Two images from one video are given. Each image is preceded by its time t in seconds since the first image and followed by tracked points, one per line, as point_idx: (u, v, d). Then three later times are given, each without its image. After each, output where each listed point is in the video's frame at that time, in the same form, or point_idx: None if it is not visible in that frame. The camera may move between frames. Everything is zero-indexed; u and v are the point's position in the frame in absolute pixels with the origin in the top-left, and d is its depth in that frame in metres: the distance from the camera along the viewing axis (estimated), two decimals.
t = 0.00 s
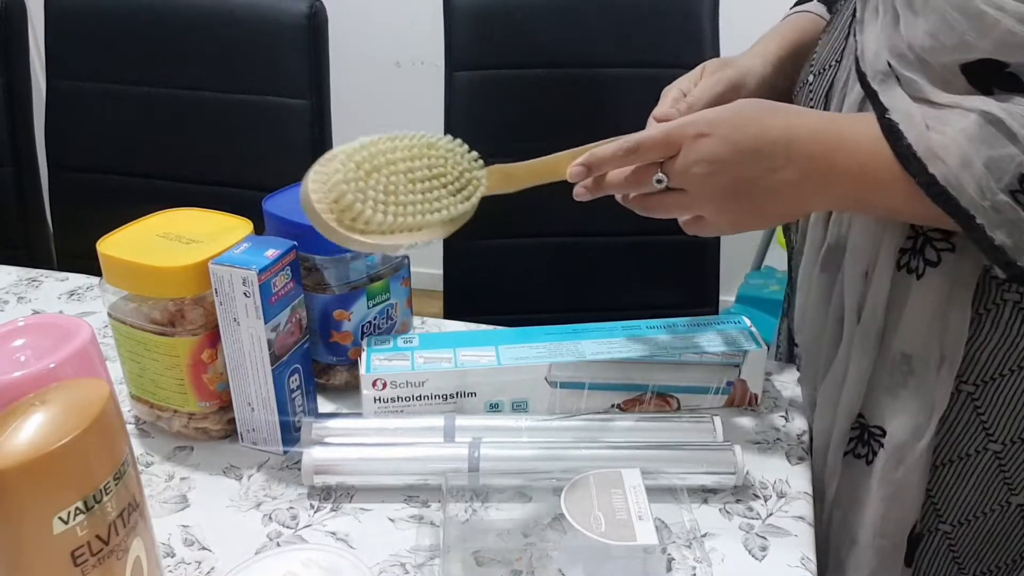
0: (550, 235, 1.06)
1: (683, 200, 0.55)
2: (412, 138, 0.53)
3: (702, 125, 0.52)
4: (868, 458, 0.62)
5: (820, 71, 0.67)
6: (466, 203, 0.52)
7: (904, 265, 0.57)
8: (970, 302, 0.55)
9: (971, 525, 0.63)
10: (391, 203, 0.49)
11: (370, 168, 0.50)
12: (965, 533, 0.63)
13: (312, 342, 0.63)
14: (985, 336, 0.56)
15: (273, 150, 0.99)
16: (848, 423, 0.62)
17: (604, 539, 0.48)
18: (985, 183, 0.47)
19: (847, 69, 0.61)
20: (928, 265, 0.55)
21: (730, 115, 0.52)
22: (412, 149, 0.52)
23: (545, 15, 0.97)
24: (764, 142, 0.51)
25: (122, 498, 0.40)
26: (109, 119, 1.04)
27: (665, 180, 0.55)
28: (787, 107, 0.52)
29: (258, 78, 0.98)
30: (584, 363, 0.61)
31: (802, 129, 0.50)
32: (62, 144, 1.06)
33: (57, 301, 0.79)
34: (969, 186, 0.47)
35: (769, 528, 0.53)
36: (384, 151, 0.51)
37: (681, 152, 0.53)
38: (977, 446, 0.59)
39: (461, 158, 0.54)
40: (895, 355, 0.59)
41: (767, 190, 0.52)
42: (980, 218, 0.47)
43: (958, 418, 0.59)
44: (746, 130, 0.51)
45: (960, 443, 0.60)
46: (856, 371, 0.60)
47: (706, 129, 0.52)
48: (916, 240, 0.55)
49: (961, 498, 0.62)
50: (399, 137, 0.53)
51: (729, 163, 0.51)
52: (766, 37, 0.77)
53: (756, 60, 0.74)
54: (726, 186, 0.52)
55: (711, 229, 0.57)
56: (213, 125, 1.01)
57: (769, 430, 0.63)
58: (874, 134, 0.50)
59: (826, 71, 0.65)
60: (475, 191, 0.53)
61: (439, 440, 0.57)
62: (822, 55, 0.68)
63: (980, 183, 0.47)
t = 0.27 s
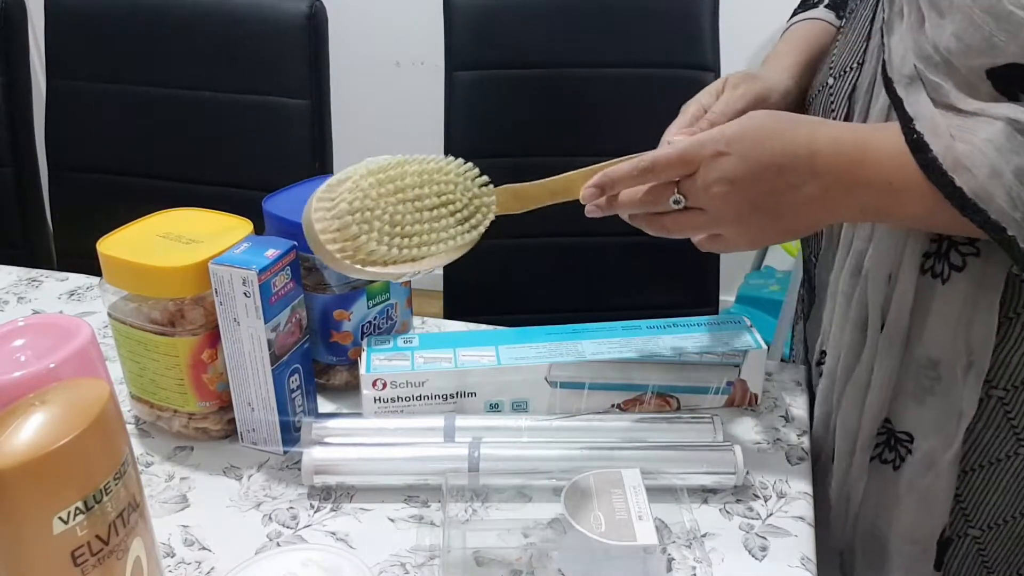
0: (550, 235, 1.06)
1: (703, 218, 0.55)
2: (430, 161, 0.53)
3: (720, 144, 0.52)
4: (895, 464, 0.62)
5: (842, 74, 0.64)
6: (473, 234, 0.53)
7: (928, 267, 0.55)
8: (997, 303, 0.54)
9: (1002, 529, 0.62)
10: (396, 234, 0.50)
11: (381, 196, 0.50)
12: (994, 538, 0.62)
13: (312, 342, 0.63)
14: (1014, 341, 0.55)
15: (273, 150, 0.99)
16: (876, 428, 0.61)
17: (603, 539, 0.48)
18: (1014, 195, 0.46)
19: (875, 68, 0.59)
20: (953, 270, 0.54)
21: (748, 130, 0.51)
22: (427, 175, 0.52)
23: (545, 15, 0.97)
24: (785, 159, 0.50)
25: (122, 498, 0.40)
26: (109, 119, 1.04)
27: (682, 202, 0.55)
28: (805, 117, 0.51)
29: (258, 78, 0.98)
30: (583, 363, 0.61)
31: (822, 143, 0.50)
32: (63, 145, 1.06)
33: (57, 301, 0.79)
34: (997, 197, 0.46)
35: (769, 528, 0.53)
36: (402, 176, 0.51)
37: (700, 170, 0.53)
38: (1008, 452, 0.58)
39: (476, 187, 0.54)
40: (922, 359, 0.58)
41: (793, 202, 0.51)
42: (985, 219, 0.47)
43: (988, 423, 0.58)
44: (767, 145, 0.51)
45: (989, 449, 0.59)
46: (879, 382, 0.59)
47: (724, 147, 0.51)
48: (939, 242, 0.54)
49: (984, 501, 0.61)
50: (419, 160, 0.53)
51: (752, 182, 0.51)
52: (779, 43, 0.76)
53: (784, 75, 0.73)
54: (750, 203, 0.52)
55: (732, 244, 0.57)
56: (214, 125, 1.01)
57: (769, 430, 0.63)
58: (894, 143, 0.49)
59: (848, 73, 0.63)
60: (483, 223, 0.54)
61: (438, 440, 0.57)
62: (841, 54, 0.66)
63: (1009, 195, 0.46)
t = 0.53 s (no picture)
0: (550, 235, 1.06)
1: (715, 229, 0.55)
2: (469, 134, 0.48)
3: (734, 154, 0.51)
4: (903, 458, 0.61)
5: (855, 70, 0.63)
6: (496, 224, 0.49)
7: (938, 259, 0.55)
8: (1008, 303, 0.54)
9: (1022, 536, 0.62)
10: (412, 212, 0.45)
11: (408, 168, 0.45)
12: (1015, 543, 0.62)
13: (312, 342, 0.63)
14: None
15: (273, 149, 0.99)
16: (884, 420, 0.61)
17: (603, 539, 0.48)
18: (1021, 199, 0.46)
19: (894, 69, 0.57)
20: (962, 262, 0.54)
21: (759, 139, 0.51)
22: (461, 150, 0.47)
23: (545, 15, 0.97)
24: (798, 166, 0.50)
25: (122, 498, 0.40)
26: (109, 119, 1.04)
27: (698, 219, 0.55)
28: (813, 122, 0.51)
29: (258, 78, 0.98)
30: (584, 363, 0.61)
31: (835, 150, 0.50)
32: (63, 145, 1.06)
33: (57, 301, 0.79)
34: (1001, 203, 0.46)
35: (769, 528, 0.53)
36: (433, 148, 0.46)
37: (713, 182, 0.52)
38: None
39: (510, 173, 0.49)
40: (929, 352, 0.57)
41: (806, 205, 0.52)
42: (989, 219, 0.47)
43: (1008, 428, 0.58)
44: (779, 153, 0.51)
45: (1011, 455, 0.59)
46: (887, 377, 0.59)
47: (737, 158, 0.51)
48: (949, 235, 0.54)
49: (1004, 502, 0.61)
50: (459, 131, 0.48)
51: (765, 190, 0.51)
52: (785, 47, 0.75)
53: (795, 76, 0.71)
54: (762, 211, 0.53)
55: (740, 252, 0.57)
56: (214, 125, 1.01)
57: (769, 430, 0.63)
58: (901, 145, 0.49)
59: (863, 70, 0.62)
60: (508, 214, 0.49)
61: (438, 440, 0.57)
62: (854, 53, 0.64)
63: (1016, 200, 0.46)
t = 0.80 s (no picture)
0: (550, 235, 1.06)
1: (728, 226, 0.55)
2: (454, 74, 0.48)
3: (750, 155, 0.51)
4: (919, 463, 0.61)
5: (863, 76, 0.62)
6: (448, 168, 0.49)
7: (955, 262, 0.55)
8: None
9: None
10: (354, 130, 0.45)
11: (368, 87, 0.45)
12: None
13: (312, 342, 0.63)
14: None
15: (273, 150, 0.99)
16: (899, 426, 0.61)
17: (603, 539, 0.48)
18: None
19: (906, 78, 0.57)
20: (980, 264, 0.54)
21: (779, 139, 0.51)
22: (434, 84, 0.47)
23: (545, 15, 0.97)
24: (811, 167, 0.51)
25: (122, 498, 0.40)
26: (109, 119, 1.04)
27: (708, 215, 0.54)
28: (834, 123, 0.51)
29: (258, 78, 0.98)
30: (584, 363, 0.61)
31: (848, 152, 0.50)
32: (63, 145, 1.06)
33: (57, 301, 0.79)
34: None
35: (769, 528, 0.53)
36: (402, 78, 0.46)
37: (724, 178, 0.52)
38: None
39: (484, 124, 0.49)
40: (946, 356, 0.57)
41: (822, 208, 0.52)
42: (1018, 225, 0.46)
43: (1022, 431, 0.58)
44: (791, 155, 0.51)
45: None
46: (903, 381, 0.59)
47: (754, 158, 0.51)
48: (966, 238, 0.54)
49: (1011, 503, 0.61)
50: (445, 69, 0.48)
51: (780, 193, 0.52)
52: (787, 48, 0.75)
53: (800, 81, 0.69)
54: (777, 214, 0.53)
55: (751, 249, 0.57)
56: (214, 125, 1.01)
57: (769, 430, 0.63)
58: (923, 150, 0.50)
59: (871, 76, 0.62)
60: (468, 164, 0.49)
61: (438, 440, 0.57)
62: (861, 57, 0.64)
63: None
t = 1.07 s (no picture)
0: (550, 234, 1.05)
1: (735, 229, 0.56)
2: (451, 34, 0.47)
3: (764, 158, 0.51)
4: (925, 475, 0.62)
5: (863, 79, 0.62)
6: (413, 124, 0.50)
7: (965, 275, 0.55)
8: None
9: None
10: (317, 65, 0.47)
11: (348, 32, 0.46)
12: None
13: (312, 342, 0.63)
14: None
15: (273, 149, 0.99)
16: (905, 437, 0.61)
17: (603, 539, 0.48)
18: None
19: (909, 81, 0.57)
20: (991, 277, 0.54)
21: (795, 142, 0.51)
22: (420, 41, 0.46)
23: (545, 15, 0.97)
24: (828, 171, 0.50)
25: (122, 498, 0.40)
26: (109, 119, 1.04)
27: (716, 220, 0.55)
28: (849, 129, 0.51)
29: (258, 78, 0.98)
30: (584, 363, 0.61)
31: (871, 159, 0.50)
32: (63, 145, 1.06)
33: (57, 301, 0.79)
34: None
35: (769, 528, 0.53)
36: (382, 35, 0.46)
37: (734, 178, 0.52)
38: None
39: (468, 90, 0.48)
40: (955, 367, 0.57)
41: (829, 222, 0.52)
42: None
43: None
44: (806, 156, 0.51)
45: None
46: (913, 391, 0.59)
47: (768, 161, 0.51)
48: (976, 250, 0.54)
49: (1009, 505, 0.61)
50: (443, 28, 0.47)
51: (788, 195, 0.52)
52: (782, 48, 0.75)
53: (797, 82, 0.69)
54: (785, 220, 0.53)
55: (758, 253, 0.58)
56: (214, 126, 1.01)
57: (769, 430, 0.63)
58: (942, 157, 0.49)
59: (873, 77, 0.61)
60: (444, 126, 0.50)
61: (438, 440, 0.57)
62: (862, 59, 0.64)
63: None
